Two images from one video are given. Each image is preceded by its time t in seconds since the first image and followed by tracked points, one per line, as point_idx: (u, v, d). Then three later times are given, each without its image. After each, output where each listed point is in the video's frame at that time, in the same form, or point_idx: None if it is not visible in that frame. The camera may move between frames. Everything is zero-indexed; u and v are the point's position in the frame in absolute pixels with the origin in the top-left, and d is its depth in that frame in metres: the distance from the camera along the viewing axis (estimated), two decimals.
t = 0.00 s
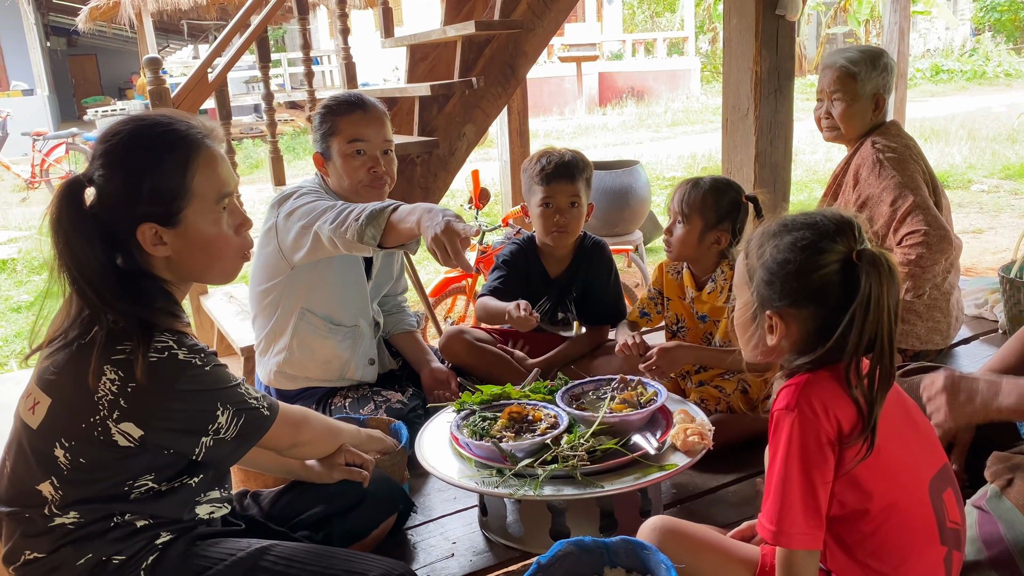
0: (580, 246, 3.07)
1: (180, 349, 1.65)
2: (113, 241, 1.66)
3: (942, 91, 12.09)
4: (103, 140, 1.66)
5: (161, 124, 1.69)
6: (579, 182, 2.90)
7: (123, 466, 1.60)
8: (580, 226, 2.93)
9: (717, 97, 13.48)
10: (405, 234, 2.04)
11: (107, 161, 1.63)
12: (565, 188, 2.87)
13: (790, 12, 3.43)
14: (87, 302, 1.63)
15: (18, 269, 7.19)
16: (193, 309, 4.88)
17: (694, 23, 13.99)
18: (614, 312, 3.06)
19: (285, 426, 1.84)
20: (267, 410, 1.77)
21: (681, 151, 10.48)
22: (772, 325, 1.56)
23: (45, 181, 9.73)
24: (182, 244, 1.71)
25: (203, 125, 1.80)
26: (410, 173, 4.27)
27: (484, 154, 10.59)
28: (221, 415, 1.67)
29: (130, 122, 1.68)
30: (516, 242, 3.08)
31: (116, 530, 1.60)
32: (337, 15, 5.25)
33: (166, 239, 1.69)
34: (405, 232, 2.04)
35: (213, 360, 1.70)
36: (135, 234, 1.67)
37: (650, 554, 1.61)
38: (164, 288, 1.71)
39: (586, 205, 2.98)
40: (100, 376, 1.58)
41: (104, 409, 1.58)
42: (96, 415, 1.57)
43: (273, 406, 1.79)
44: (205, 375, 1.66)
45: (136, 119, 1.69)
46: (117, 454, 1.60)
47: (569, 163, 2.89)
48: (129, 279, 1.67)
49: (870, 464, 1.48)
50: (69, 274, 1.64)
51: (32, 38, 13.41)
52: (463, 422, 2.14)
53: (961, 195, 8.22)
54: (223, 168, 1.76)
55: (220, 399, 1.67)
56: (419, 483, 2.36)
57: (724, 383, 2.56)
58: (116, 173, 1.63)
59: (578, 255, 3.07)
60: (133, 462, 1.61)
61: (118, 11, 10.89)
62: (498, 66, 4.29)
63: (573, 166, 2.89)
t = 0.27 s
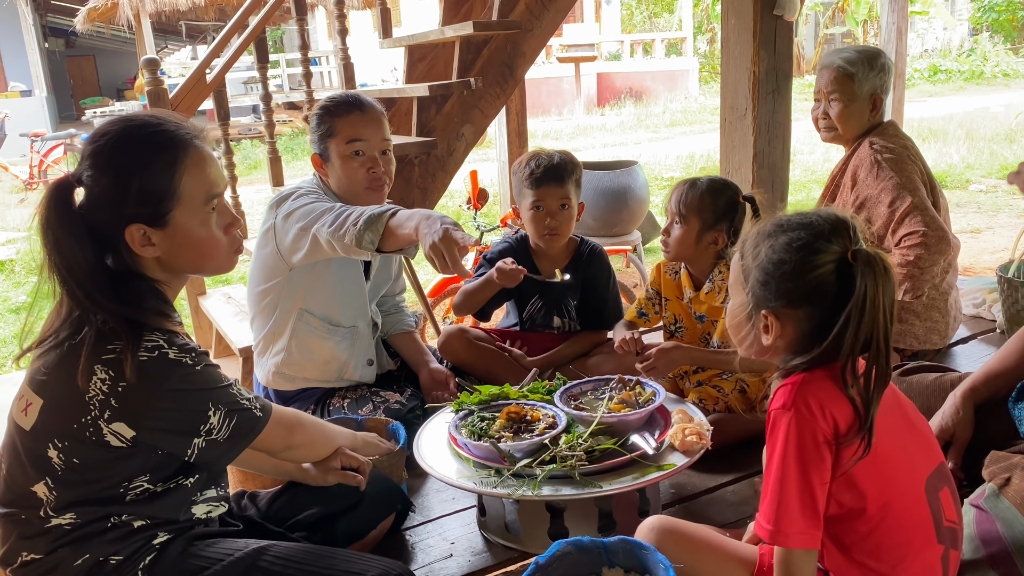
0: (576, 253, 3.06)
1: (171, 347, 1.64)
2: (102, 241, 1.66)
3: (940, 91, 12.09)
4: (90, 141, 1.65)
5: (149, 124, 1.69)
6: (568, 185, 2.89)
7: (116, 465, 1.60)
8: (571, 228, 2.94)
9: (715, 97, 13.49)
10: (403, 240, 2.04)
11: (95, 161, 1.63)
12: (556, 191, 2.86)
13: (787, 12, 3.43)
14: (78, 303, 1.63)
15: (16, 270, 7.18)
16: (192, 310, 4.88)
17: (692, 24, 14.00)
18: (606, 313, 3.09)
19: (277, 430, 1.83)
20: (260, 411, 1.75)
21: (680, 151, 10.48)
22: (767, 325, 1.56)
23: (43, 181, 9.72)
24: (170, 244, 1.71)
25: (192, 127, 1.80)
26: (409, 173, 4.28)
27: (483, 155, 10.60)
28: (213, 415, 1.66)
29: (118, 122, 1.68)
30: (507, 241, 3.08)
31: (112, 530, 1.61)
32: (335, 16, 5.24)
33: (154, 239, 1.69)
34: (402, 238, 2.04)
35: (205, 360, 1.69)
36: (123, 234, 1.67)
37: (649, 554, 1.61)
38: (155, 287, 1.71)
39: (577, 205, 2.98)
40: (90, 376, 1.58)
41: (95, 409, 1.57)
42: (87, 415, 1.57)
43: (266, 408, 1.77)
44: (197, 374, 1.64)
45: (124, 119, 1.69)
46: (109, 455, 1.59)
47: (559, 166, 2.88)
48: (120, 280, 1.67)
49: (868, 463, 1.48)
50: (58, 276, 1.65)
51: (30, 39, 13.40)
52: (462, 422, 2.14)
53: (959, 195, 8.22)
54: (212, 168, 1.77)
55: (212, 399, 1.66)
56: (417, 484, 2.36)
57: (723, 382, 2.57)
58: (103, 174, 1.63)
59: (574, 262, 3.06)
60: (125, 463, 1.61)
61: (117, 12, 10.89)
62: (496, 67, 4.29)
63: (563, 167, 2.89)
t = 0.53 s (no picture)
0: (570, 255, 3.05)
1: (165, 350, 1.64)
2: (97, 244, 1.67)
3: (939, 92, 12.09)
4: (85, 143, 1.65)
5: (144, 126, 1.69)
6: (559, 186, 2.88)
7: (112, 467, 1.60)
8: (564, 229, 2.94)
9: (714, 98, 13.49)
10: (403, 243, 2.04)
11: (89, 163, 1.63)
12: (545, 193, 2.86)
13: (786, 13, 3.43)
14: (74, 306, 1.64)
15: (15, 271, 7.19)
16: (191, 311, 4.88)
17: (691, 25, 14.01)
18: (603, 314, 3.07)
19: (276, 436, 1.84)
20: (256, 414, 1.76)
21: (679, 153, 10.49)
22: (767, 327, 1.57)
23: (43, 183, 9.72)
24: (165, 247, 1.71)
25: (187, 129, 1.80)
26: (408, 175, 4.29)
27: (482, 156, 10.60)
28: (207, 418, 1.66)
29: (113, 124, 1.68)
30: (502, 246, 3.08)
31: (111, 532, 1.61)
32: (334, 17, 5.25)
33: (149, 241, 1.69)
34: (402, 240, 2.04)
35: (200, 363, 1.69)
36: (117, 237, 1.67)
37: (648, 555, 1.61)
38: (151, 289, 1.71)
39: (568, 205, 2.97)
40: (85, 379, 1.58)
41: (90, 411, 1.57)
42: (82, 417, 1.57)
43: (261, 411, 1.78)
44: (192, 377, 1.65)
45: (119, 121, 1.69)
46: (105, 456, 1.59)
47: (547, 168, 2.87)
48: (115, 282, 1.67)
49: (867, 465, 1.48)
50: (53, 280, 1.65)
51: (29, 40, 13.40)
52: (461, 424, 2.14)
53: (958, 196, 8.23)
54: (207, 170, 1.77)
55: (207, 402, 1.66)
56: (416, 485, 2.36)
57: (722, 384, 2.57)
58: (98, 176, 1.62)
59: (568, 265, 3.05)
60: (122, 465, 1.61)
61: (116, 14, 10.89)
62: (495, 68, 4.30)
63: (552, 169, 2.87)
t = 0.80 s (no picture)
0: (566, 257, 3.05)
1: (167, 352, 1.64)
2: (98, 246, 1.67)
3: (939, 94, 12.10)
4: (87, 145, 1.66)
5: (145, 129, 1.69)
6: (554, 186, 2.89)
7: (114, 469, 1.61)
8: (561, 230, 2.94)
9: (714, 100, 13.50)
10: (403, 242, 2.05)
11: (91, 166, 1.63)
12: (540, 192, 2.86)
13: (787, 15, 3.44)
14: (76, 308, 1.64)
15: (15, 272, 7.19)
16: (192, 312, 4.88)
17: (691, 27, 14.02)
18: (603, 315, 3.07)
19: (278, 437, 1.83)
20: (257, 415, 1.76)
21: (679, 154, 10.50)
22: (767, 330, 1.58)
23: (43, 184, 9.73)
24: (165, 250, 1.72)
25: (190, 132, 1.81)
26: (409, 176, 4.29)
27: (483, 157, 10.60)
28: (209, 420, 1.66)
29: (115, 126, 1.68)
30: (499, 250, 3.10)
31: (112, 533, 1.61)
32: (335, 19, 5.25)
33: (150, 244, 1.70)
34: (402, 239, 2.05)
35: (201, 364, 1.69)
36: (118, 240, 1.67)
37: (649, 556, 1.61)
38: (153, 292, 1.71)
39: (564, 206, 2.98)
40: (86, 381, 1.58)
41: (92, 413, 1.58)
42: (84, 419, 1.58)
43: (263, 414, 1.78)
44: (194, 380, 1.65)
45: (121, 124, 1.69)
46: (106, 459, 1.60)
47: (541, 169, 2.88)
48: (116, 284, 1.67)
49: (869, 467, 1.48)
50: (55, 282, 1.65)
51: (30, 42, 13.41)
52: (462, 425, 2.15)
53: (958, 197, 8.23)
54: (210, 174, 1.77)
55: (209, 404, 1.66)
56: (417, 486, 2.36)
57: (722, 385, 2.57)
58: (101, 179, 1.63)
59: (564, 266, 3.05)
60: (124, 467, 1.61)
61: (117, 15, 10.91)
62: (496, 70, 4.30)
63: (546, 171, 2.89)
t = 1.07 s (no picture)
0: (564, 258, 3.05)
1: (168, 355, 1.64)
2: (100, 247, 1.67)
3: (941, 95, 12.08)
4: (91, 147, 1.66)
5: (149, 131, 1.69)
6: (550, 189, 2.89)
7: (115, 471, 1.60)
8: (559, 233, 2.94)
9: (716, 100, 13.50)
10: (406, 251, 2.04)
11: (94, 168, 1.63)
12: (537, 196, 2.86)
13: (789, 16, 3.44)
14: (78, 310, 1.64)
15: (17, 273, 7.20)
16: (193, 313, 4.87)
17: (692, 27, 14.02)
18: (603, 316, 3.07)
19: (280, 441, 1.82)
20: (259, 419, 1.75)
21: (680, 155, 10.49)
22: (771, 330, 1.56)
23: (45, 184, 9.73)
24: (167, 253, 1.71)
25: (193, 134, 1.81)
26: (410, 177, 4.30)
27: (484, 158, 10.60)
28: (210, 424, 1.66)
29: (118, 127, 1.68)
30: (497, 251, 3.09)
31: (114, 535, 1.61)
32: (336, 20, 5.25)
33: (152, 246, 1.69)
34: (406, 248, 2.04)
35: (203, 368, 1.69)
36: (120, 242, 1.67)
37: (651, 558, 1.61)
38: (155, 295, 1.71)
39: (561, 207, 2.97)
40: (87, 383, 1.58)
41: (93, 415, 1.57)
42: (85, 421, 1.57)
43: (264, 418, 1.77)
44: (195, 383, 1.64)
45: (124, 125, 1.69)
46: (108, 461, 1.59)
47: (537, 172, 2.88)
48: (118, 286, 1.67)
49: (872, 469, 1.48)
50: (57, 283, 1.65)
51: (32, 42, 13.42)
52: (464, 426, 2.14)
53: (960, 198, 8.22)
54: (213, 176, 1.77)
55: (210, 408, 1.66)
56: (419, 487, 2.36)
57: (725, 387, 2.57)
58: (104, 180, 1.63)
59: (563, 266, 3.04)
60: (125, 469, 1.61)
61: (118, 16, 10.91)
62: (498, 70, 4.30)
63: (542, 173, 2.88)
